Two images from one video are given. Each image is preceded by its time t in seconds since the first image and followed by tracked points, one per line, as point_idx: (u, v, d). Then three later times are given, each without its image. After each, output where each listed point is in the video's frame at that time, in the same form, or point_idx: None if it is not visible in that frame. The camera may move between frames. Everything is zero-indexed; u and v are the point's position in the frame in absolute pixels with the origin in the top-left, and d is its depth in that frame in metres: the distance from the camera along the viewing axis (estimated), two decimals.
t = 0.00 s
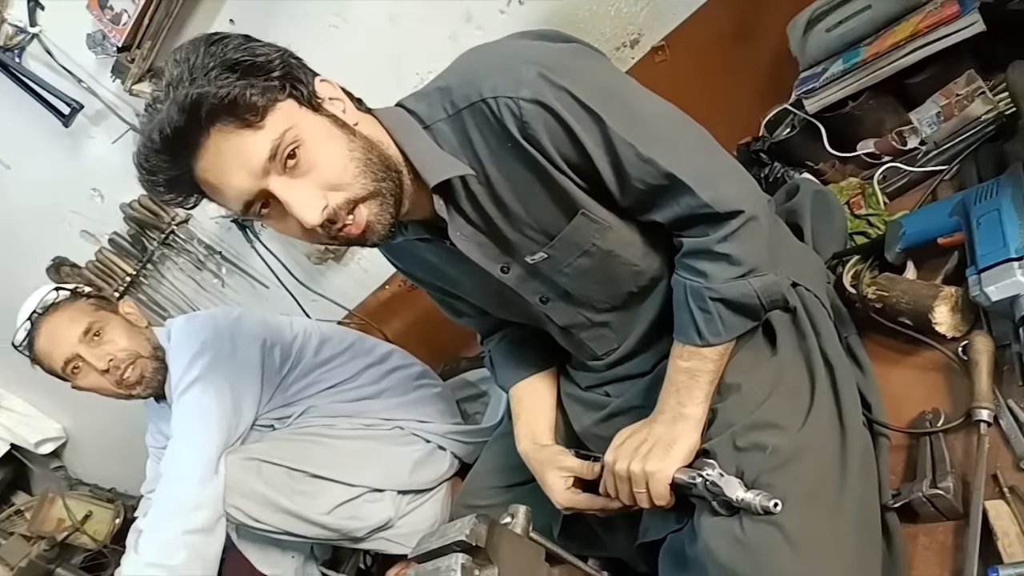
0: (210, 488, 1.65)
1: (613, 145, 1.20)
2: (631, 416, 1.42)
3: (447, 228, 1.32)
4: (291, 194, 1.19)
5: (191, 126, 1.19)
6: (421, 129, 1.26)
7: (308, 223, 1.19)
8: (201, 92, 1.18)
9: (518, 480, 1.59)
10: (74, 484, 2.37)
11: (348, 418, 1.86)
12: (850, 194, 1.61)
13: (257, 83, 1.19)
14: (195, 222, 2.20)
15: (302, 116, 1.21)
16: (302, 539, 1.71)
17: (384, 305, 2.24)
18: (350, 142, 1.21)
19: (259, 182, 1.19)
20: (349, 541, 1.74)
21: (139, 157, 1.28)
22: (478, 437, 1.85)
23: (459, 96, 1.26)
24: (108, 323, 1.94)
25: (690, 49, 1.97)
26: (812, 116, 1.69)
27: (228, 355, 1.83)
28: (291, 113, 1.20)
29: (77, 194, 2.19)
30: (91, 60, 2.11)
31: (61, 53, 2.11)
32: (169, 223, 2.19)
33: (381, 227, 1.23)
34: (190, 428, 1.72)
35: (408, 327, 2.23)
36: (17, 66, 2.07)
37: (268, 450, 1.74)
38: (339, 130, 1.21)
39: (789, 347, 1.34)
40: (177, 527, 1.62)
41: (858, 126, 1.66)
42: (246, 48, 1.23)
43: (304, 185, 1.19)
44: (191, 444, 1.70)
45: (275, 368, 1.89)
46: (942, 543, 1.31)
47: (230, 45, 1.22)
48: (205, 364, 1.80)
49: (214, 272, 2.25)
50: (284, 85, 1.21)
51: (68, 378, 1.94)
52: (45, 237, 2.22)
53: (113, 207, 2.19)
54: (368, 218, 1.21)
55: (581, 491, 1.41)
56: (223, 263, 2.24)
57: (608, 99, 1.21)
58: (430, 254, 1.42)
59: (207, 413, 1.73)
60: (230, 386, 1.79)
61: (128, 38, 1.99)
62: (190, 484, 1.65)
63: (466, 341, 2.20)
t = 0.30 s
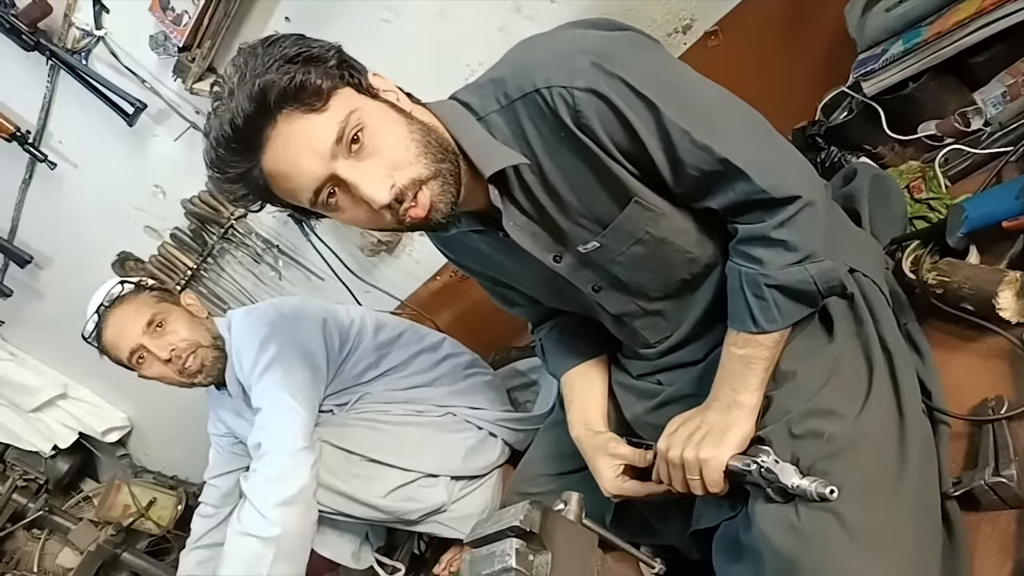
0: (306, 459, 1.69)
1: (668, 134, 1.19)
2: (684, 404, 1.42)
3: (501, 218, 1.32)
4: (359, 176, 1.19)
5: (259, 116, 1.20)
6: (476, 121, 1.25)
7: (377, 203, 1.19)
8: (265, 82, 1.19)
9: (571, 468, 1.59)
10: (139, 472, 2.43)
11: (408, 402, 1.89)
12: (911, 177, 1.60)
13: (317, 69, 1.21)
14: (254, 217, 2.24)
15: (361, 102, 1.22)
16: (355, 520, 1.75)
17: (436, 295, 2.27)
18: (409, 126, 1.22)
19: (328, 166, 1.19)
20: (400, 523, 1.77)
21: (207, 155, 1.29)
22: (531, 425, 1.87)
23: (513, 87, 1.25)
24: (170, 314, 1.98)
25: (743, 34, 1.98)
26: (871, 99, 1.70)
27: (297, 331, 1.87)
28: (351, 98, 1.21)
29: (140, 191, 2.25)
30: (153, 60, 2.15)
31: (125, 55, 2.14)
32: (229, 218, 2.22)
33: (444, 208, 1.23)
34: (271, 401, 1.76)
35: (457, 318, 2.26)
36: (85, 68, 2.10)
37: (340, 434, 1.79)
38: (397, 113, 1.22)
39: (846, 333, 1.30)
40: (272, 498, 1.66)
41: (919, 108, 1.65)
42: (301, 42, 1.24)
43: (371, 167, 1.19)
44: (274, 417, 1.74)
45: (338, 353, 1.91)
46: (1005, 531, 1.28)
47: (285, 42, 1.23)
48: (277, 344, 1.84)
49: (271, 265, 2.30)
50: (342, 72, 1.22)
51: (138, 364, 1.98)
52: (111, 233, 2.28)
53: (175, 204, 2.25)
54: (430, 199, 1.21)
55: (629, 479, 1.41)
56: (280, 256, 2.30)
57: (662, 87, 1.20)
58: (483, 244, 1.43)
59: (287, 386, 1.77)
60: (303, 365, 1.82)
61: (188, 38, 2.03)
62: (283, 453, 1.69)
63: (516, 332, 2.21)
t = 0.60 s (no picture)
0: (314, 446, 1.70)
1: (695, 122, 1.18)
2: (706, 391, 1.41)
3: (526, 204, 1.32)
4: (389, 161, 1.19)
5: (292, 104, 1.20)
6: (501, 106, 1.25)
7: (408, 186, 1.18)
8: (297, 69, 1.19)
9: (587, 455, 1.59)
10: (163, 455, 2.45)
11: (427, 390, 1.90)
12: (941, 164, 1.59)
13: (347, 56, 1.20)
14: (278, 204, 2.25)
15: (391, 87, 1.21)
16: (374, 502, 1.75)
17: (456, 284, 2.26)
18: (437, 110, 1.21)
19: (358, 152, 1.19)
20: (423, 505, 1.77)
21: (240, 144, 1.29)
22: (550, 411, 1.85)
23: (539, 73, 1.24)
24: (197, 293, 2.00)
25: (771, 19, 1.96)
26: (901, 84, 1.68)
27: (319, 312, 1.88)
28: (381, 84, 1.21)
29: (166, 178, 2.25)
30: (180, 48, 2.15)
31: (152, 42, 2.15)
32: (253, 206, 2.23)
33: (472, 190, 1.22)
34: (289, 384, 1.77)
35: (477, 306, 2.25)
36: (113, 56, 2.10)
37: (356, 416, 1.82)
38: (426, 97, 1.22)
39: (873, 321, 1.28)
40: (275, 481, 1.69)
41: (952, 93, 1.64)
42: (330, 29, 1.24)
43: (401, 152, 1.19)
44: (290, 403, 1.75)
45: (359, 333, 1.92)
46: None
47: (313, 29, 1.23)
48: (297, 323, 1.85)
49: (295, 252, 2.31)
50: (371, 58, 1.22)
51: (167, 343, 2.00)
52: (137, 219, 2.29)
53: (200, 189, 2.25)
54: (458, 181, 1.21)
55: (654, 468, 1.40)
56: (303, 244, 2.30)
57: (689, 73, 1.18)
58: (507, 230, 1.42)
59: (303, 371, 1.78)
60: (321, 352, 1.82)
61: (214, 27, 2.02)
62: (292, 437, 1.71)
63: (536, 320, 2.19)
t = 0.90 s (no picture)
0: (329, 427, 1.72)
1: (704, 94, 1.17)
2: (718, 371, 1.41)
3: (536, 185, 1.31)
4: (396, 157, 1.19)
5: (302, 99, 1.19)
6: (509, 87, 1.24)
7: (415, 183, 1.19)
8: (308, 65, 1.18)
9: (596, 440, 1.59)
10: (178, 438, 2.47)
11: (438, 372, 1.90)
12: (955, 142, 1.57)
13: (359, 49, 1.19)
14: (288, 188, 2.25)
15: (403, 81, 1.21)
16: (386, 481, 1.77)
17: (466, 267, 2.28)
18: (447, 102, 1.21)
19: (367, 149, 1.19)
20: (435, 486, 1.79)
21: (248, 134, 1.29)
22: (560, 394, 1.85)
23: (548, 52, 1.24)
24: (210, 279, 2.00)
25: None
26: (916, 62, 1.70)
27: (332, 297, 1.88)
28: (392, 77, 1.20)
29: (176, 162, 2.26)
30: (187, 32, 2.15)
31: (160, 26, 2.15)
32: (263, 189, 2.23)
33: (478, 185, 1.23)
34: (300, 370, 1.77)
35: (486, 291, 2.26)
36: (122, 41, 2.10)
37: (369, 396, 1.82)
38: (437, 90, 1.21)
39: (885, 300, 1.28)
40: (287, 466, 1.72)
41: (966, 70, 1.66)
42: (340, 17, 1.22)
43: (409, 148, 1.19)
44: (301, 388, 1.75)
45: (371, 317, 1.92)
46: None
47: (324, 15, 1.22)
48: (310, 309, 1.85)
49: (305, 237, 2.31)
50: (382, 49, 1.21)
51: (180, 330, 2.00)
52: (149, 205, 2.30)
53: (211, 174, 2.26)
54: (465, 176, 1.21)
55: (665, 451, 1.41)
56: (313, 228, 2.31)
57: (700, 48, 1.17)
58: (517, 213, 1.42)
59: (313, 357, 1.78)
60: (334, 336, 1.83)
61: (221, 9, 2.04)
62: (302, 427, 1.72)
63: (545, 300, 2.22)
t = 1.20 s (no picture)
0: (342, 405, 1.71)
1: (712, 81, 1.16)
2: (726, 359, 1.40)
3: (544, 175, 1.31)
4: (404, 142, 1.19)
5: (308, 84, 1.19)
6: (515, 78, 1.23)
7: (424, 168, 1.19)
8: (312, 50, 1.17)
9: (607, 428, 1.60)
10: (189, 429, 2.48)
11: (448, 362, 1.91)
12: (966, 126, 1.57)
13: (363, 34, 1.19)
14: (295, 179, 2.25)
15: (408, 65, 1.20)
16: (401, 465, 1.80)
17: (475, 256, 2.27)
18: (453, 87, 1.21)
19: (374, 134, 1.19)
20: (452, 472, 1.82)
21: (254, 124, 1.29)
22: (568, 382, 1.87)
23: (554, 42, 1.23)
24: (217, 280, 2.00)
25: None
26: (925, 45, 1.70)
27: (339, 289, 1.87)
28: (397, 63, 1.20)
29: (184, 154, 2.27)
30: (194, 23, 2.15)
31: (166, 18, 2.15)
32: (271, 180, 2.22)
33: (488, 170, 1.22)
34: (309, 354, 1.77)
35: (495, 279, 2.24)
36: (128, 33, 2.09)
37: (381, 377, 1.85)
38: (442, 75, 1.21)
39: (894, 287, 1.27)
40: (309, 456, 1.71)
41: (977, 53, 1.65)
42: (343, 4, 1.22)
43: (416, 133, 1.19)
44: (312, 371, 1.74)
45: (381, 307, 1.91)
46: None
47: (326, 4, 1.21)
48: (316, 298, 1.85)
49: (313, 227, 2.32)
50: (386, 35, 1.20)
51: (192, 330, 2.01)
52: (159, 196, 2.30)
53: (219, 166, 2.27)
54: (475, 161, 1.21)
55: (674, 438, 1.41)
56: (322, 218, 2.32)
57: (708, 36, 1.17)
58: (525, 203, 1.41)
59: (322, 341, 1.78)
60: (343, 321, 1.82)
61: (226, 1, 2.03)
62: (314, 409, 1.71)
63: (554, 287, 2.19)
